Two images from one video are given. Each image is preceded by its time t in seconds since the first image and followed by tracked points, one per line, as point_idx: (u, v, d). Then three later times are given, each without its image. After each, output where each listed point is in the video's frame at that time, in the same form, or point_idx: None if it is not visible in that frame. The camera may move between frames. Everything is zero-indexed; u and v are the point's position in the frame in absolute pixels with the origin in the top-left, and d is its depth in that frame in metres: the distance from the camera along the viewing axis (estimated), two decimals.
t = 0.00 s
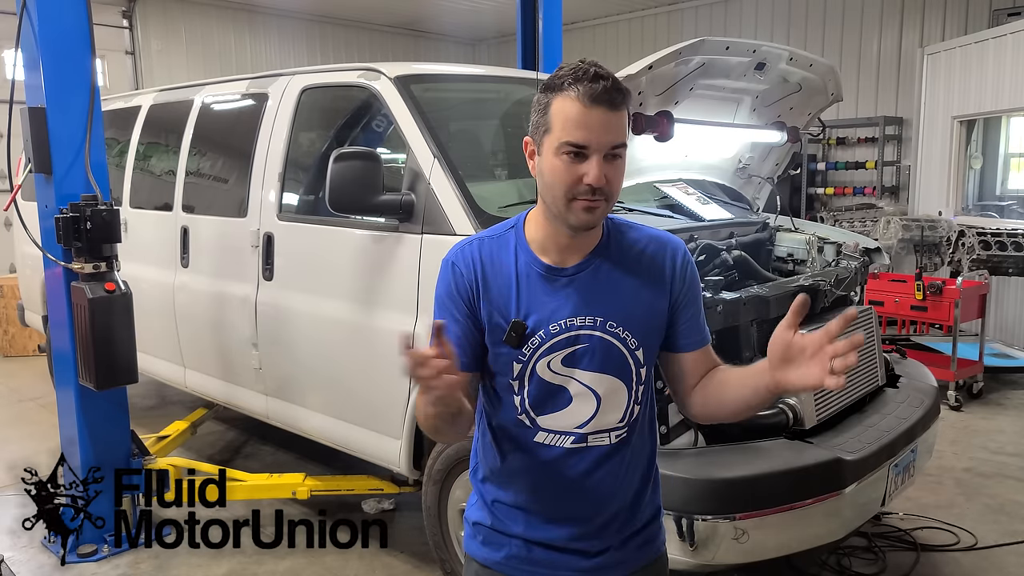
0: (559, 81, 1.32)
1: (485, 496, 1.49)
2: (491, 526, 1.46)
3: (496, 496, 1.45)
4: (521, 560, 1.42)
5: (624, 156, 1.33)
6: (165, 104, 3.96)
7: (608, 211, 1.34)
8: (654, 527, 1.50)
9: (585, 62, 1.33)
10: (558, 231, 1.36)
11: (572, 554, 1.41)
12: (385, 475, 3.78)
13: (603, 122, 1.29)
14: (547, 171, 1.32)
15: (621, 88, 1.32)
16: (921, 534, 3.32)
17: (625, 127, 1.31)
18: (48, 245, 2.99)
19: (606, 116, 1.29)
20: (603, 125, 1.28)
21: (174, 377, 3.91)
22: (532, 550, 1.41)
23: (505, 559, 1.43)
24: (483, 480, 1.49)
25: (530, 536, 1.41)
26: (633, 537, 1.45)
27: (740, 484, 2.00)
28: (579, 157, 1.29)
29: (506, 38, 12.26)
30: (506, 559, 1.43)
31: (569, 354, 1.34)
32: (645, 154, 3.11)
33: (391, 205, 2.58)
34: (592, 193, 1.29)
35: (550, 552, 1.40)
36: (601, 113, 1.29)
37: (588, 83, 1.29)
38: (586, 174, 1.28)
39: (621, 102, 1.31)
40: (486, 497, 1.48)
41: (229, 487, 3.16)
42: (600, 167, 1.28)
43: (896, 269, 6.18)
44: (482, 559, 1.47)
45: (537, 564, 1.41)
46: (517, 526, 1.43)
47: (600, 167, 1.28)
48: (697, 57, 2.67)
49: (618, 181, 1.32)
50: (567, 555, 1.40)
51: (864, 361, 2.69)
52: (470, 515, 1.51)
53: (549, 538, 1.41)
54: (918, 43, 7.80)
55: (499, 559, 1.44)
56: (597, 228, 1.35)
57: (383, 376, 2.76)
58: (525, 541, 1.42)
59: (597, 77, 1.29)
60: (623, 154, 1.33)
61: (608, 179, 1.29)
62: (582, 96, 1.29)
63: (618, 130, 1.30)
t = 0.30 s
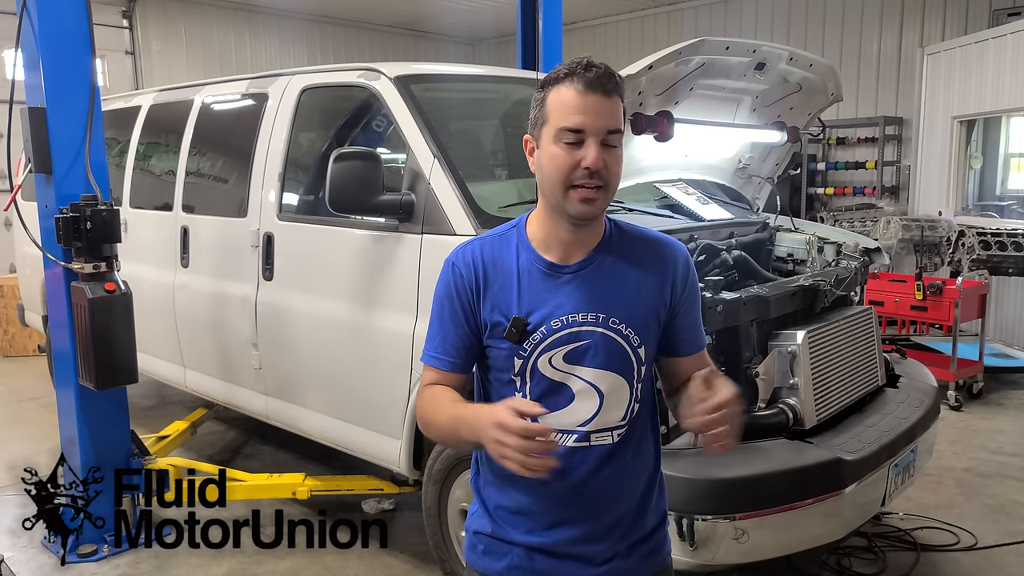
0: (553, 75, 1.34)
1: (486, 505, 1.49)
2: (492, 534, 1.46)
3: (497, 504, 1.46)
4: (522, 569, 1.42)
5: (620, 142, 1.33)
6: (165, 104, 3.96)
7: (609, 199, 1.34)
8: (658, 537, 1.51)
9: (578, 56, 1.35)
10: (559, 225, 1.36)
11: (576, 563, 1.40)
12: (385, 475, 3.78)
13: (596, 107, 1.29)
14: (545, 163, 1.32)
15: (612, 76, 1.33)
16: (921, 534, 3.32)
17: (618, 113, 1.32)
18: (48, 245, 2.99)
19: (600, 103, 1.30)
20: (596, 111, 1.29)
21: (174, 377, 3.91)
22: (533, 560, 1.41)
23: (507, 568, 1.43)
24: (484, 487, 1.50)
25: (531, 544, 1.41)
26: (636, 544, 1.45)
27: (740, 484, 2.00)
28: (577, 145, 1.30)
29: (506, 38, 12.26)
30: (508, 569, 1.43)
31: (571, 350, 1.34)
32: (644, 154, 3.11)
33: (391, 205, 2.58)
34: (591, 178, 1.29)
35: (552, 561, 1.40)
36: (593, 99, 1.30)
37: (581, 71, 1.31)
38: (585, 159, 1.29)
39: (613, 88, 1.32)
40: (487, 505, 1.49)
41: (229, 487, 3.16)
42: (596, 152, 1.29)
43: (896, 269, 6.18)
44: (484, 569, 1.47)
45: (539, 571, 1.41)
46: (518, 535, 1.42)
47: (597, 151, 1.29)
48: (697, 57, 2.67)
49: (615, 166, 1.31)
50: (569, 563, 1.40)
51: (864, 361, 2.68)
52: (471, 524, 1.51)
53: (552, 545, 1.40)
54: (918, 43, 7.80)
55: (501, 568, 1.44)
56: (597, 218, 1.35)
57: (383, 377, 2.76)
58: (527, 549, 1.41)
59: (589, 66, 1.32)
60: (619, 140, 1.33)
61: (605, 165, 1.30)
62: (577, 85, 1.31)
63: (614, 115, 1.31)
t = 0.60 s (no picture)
0: (535, 81, 1.39)
1: (484, 507, 1.50)
2: (490, 538, 1.47)
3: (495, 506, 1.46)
4: (518, 573, 1.42)
5: (607, 129, 1.34)
6: (165, 104, 3.96)
7: (599, 189, 1.34)
8: (659, 545, 1.49)
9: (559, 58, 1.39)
10: (556, 225, 1.37)
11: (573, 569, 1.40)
12: (385, 475, 3.78)
13: (571, 96, 1.32)
14: (533, 162, 1.35)
15: (589, 66, 1.35)
16: (921, 534, 3.32)
17: (600, 100, 1.33)
18: (48, 245, 2.99)
19: (576, 92, 1.32)
20: (573, 100, 1.31)
21: (174, 377, 3.91)
22: (529, 564, 1.42)
23: (503, 571, 1.44)
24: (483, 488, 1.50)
25: (528, 550, 1.41)
26: (636, 552, 1.44)
27: (740, 484, 2.00)
28: (557, 137, 1.32)
29: (506, 38, 12.26)
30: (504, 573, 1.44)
31: (569, 354, 1.34)
32: (644, 154, 3.11)
33: (391, 205, 2.58)
34: (575, 167, 1.30)
35: (547, 566, 1.41)
36: (569, 90, 1.32)
37: (560, 69, 1.35)
38: (565, 149, 1.30)
39: (591, 78, 1.34)
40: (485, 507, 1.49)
41: (229, 487, 3.16)
42: (574, 139, 1.30)
43: (896, 269, 6.17)
44: (481, 571, 1.48)
45: None
46: (514, 540, 1.43)
47: (575, 138, 1.30)
48: (697, 57, 2.67)
49: (601, 152, 1.32)
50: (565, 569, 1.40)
51: (864, 361, 2.68)
52: (470, 525, 1.52)
53: (548, 551, 1.40)
54: (918, 42, 7.80)
55: (496, 572, 1.45)
56: (591, 211, 1.35)
57: (383, 377, 2.76)
58: (523, 554, 1.42)
59: (567, 63, 1.35)
60: (606, 128, 1.34)
61: (587, 151, 1.30)
62: (557, 82, 1.34)
63: (595, 104, 1.32)
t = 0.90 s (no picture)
0: (525, 81, 1.39)
1: (485, 506, 1.50)
2: (489, 537, 1.47)
3: (495, 506, 1.47)
4: (517, 572, 1.43)
5: (603, 128, 1.34)
6: (165, 104, 3.96)
7: (600, 188, 1.33)
8: (659, 548, 1.48)
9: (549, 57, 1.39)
10: (555, 228, 1.37)
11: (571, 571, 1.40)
12: (385, 475, 3.78)
13: (565, 96, 1.32)
14: (530, 165, 1.35)
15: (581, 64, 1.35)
16: (921, 534, 3.32)
17: (594, 99, 1.33)
18: (48, 245, 2.99)
19: (569, 92, 1.32)
20: (566, 100, 1.31)
21: (174, 377, 3.91)
22: (528, 564, 1.42)
23: (502, 570, 1.44)
24: (483, 487, 1.51)
25: (527, 551, 1.42)
26: (635, 555, 1.43)
27: (740, 484, 2.00)
28: (553, 139, 1.32)
29: (506, 38, 12.26)
30: (502, 571, 1.44)
31: (566, 362, 1.34)
32: (644, 154, 3.11)
33: (391, 205, 2.58)
34: (573, 167, 1.30)
35: (545, 567, 1.41)
36: (562, 90, 1.32)
37: (551, 68, 1.35)
38: (562, 149, 1.30)
39: (584, 76, 1.34)
40: (485, 506, 1.50)
41: (229, 487, 3.16)
42: (571, 140, 1.30)
43: (896, 269, 6.17)
44: (480, 569, 1.49)
45: None
46: (512, 539, 1.43)
47: (572, 139, 1.30)
48: (697, 56, 2.67)
49: (599, 151, 1.32)
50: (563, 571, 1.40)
51: (864, 361, 2.68)
52: (470, 523, 1.53)
53: (546, 553, 1.40)
54: (918, 42, 7.80)
55: (495, 570, 1.45)
56: (591, 212, 1.34)
57: (383, 377, 2.76)
58: (521, 554, 1.43)
59: (558, 62, 1.35)
60: (602, 126, 1.34)
61: (585, 151, 1.30)
62: (549, 82, 1.34)
63: (589, 102, 1.32)
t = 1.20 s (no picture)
0: (515, 88, 1.37)
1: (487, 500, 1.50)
2: (490, 531, 1.47)
3: (496, 503, 1.47)
4: (518, 567, 1.43)
5: (597, 137, 1.33)
6: (165, 104, 3.97)
7: (595, 199, 1.33)
8: (659, 545, 1.48)
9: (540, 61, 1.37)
10: (550, 237, 1.36)
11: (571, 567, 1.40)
12: (384, 475, 3.78)
13: (555, 107, 1.30)
14: (523, 177, 1.35)
15: (573, 69, 1.33)
16: (921, 534, 3.32)
17: (587, 107, 1.32)
18: (48, 245, 2.99)
19: (560, 102, 1.31)
20: (558, 111, 1.30)
21: (174, 377, 3.91)
22: (529, 559, 1.42)
23: (502, 564, 1.44)
24: (484, 482, 1.51)
25: (528, 546, 1.42)
26: (635, 553, 1.43)
27: (740, 484, 2.00)
28: (545, 151, 1.32)
29: (506, 38, 12.26)
30: (503, 565, 1.44)
31: (564, 372, 1.35)
32: (644, 154, 3.11)
33: (391, 205, 2.58)
34: (566, 181, 1.30)
35: (545, 563, 1.41)
36: (553, 100, 1.31)
37: (541, 76, 1.32)
38: (555, 163, 1.30)
39: (576, 83, 1.32)
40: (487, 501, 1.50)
41: (229, 487, 3.16)
42: (563, 153, 1.30)
43: (896, 269, 6.17)
44: (480, 562, 1.49)
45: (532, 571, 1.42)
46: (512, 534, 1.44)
47: (565, 153, 1.30)
48: (697, 56, 2.67)
49: (592, 163, 1.31)
50: (563, 567, 1.40)
51: (864, 361, 2.68)
52: (472, 517, 1.54)
53: (547, 549, 1.41)
54: (918, 42, 7.80)
55: (495, 564, 1.45)
56: (586, 223, 1.34)
57: (383, 377, 2.76)
58: (522, 549, 1.43)
59: (546, 68, 1.32)
60: (596, 136, 1.33)
61: (577, 164, 1.30)
62: (539, 91, 1.32)
63: (581, 111, 1.31)
